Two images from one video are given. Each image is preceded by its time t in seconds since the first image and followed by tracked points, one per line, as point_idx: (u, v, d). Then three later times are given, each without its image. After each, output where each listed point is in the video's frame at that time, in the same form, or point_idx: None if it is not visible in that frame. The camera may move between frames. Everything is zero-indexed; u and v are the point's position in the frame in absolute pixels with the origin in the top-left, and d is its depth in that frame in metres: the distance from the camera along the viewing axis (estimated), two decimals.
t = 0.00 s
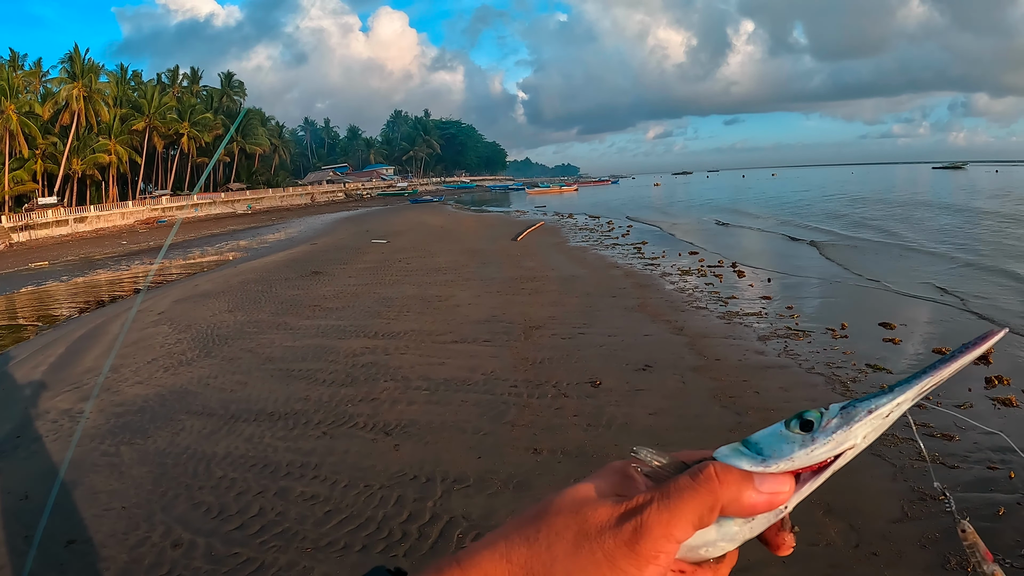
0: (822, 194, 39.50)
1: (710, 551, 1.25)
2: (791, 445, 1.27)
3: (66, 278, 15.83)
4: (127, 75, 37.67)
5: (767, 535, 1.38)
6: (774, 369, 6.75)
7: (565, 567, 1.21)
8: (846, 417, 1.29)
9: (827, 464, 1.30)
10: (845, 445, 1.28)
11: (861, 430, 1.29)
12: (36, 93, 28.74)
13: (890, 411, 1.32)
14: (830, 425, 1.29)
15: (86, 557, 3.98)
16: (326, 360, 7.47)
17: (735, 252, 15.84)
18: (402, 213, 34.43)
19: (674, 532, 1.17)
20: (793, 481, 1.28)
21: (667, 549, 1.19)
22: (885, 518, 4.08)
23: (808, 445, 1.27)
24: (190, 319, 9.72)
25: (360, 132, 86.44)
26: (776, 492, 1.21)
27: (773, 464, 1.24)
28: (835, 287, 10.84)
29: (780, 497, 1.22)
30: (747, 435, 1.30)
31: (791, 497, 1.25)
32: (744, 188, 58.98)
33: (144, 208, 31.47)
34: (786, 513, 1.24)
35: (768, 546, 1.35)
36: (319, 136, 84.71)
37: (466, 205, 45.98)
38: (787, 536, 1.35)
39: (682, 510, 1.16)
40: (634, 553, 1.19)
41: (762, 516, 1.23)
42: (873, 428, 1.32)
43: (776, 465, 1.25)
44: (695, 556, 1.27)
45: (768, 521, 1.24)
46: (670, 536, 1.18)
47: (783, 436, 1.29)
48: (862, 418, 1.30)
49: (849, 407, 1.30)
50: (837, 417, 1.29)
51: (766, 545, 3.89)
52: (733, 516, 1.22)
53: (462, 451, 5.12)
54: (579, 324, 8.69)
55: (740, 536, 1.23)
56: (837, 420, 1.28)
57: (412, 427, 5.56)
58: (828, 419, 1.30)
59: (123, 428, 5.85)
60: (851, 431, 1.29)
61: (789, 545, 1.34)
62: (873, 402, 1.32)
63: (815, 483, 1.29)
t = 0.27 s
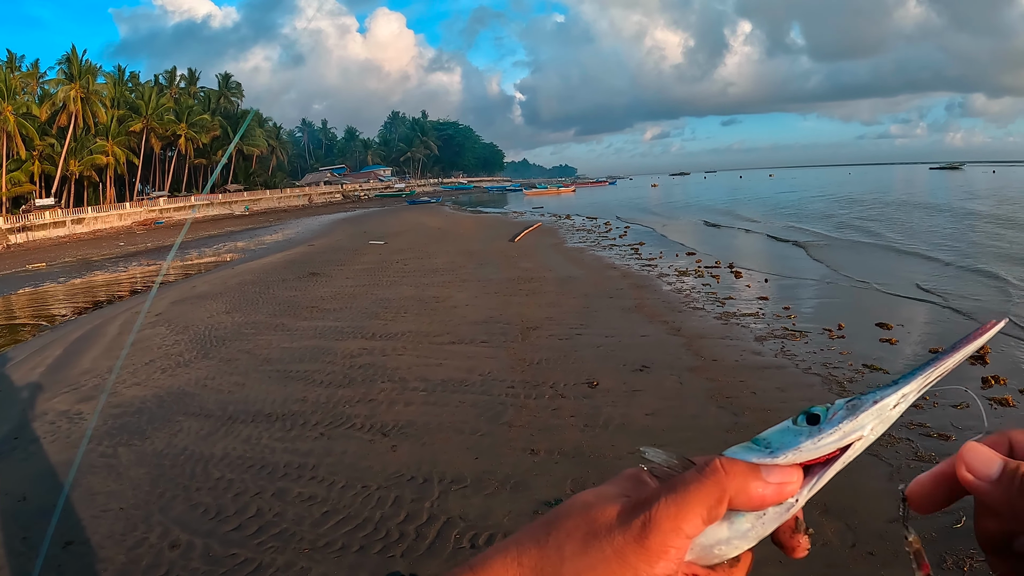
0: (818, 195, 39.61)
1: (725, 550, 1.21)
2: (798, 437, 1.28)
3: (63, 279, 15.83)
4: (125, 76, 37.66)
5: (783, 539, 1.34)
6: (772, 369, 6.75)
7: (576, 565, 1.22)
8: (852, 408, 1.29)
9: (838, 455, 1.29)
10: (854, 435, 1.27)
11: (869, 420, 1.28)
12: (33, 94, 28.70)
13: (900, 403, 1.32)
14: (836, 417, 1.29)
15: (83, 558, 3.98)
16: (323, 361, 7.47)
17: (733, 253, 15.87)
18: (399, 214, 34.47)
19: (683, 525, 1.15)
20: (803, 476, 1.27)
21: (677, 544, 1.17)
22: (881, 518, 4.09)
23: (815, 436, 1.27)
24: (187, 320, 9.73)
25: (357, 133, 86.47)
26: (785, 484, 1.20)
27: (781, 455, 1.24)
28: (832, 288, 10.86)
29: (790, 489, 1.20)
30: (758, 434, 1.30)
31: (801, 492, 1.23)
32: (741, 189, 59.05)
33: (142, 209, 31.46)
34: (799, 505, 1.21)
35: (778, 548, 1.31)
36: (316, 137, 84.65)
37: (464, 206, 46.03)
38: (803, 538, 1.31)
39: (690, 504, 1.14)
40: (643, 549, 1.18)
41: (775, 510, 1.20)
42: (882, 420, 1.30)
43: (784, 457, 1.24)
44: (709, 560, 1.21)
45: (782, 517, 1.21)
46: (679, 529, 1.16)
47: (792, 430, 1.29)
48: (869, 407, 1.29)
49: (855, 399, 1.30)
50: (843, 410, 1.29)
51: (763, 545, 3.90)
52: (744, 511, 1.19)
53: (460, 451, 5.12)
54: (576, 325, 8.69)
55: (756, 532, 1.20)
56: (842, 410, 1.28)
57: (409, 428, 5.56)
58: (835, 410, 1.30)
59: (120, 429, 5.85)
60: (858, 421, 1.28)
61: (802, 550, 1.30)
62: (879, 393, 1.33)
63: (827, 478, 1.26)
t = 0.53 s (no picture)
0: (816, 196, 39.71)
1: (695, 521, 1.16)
2: (757, 400, 1.27)
3: (61, 280, 15.83)
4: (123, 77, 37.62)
5: (764, 511, 1.24)
6: (770, 370, 6.76)
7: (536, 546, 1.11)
8: (806, 364, 1.29)
9: (801, 410, 1.26)
10: (813, 388, 1.25)
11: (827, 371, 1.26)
12: (31, 95, 28.64)
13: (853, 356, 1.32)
14: (792, 374, 1.29)
15: (82, 559, 3.98)
16: (321, 362, 7.48)
17: (731, 254, 15.87)
18: (397, 215, 34.50)
19: (645, 491, 1.06)
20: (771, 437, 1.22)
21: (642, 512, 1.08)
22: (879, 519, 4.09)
23: (774, 394, 1.26)
24: (186, 321, 9.73)
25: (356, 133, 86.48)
26: (745, 441, 1.16)
27: (741, 418, 1.26)
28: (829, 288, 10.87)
29: (753, 446, 1.17)
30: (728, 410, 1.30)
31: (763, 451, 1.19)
32: (738, 190, 59.10)
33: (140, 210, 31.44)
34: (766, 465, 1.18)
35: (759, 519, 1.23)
36: (314, 137, 84.51)
37: (462, 207, 46.06)
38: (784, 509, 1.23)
39: (650, 469, 1.06)
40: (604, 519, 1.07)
41: (739, 473, 1.16)
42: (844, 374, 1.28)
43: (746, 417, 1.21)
44: (686, 536, 1.18)
45: (750, 479, 1.16)
46: (641, 494, 1.07)
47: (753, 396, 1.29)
48: (823, 361, 1.29)
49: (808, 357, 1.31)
50: (797, 367, 1.30)
51: (761, 545, 3.90)
52: (710, 475, 1.12)
53: (458, 452, 5.12)
54: (574, 325, 8.70)
55: (726, 499, 1.14)
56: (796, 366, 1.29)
57: (408, 429, 5.56)
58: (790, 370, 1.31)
59: (119, 431, 5.85)
60: (816, 373, 1.26)
61: (784, 524, 1.20)
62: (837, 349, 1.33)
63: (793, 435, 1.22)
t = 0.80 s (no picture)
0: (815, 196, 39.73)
1: (657, 513, 1.16)
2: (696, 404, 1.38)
3: (59, 281, 15.81)
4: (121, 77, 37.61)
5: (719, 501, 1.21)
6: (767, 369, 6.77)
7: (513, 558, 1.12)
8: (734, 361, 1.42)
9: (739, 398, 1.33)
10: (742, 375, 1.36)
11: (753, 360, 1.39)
12: (29, 96, 28.57)
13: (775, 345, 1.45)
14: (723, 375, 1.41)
15: (82, 560, 3.98)
16: (320, 362, 7.47)
17: (729, 254, 15.89)
18: (394, 215, 34.46)
19: (599, 480, 1.14)
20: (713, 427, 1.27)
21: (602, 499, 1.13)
22: (877, 519, 4.09)
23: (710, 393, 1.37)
24: (185, 322, 9.73)
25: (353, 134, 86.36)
26: (686, 426, 1.21)
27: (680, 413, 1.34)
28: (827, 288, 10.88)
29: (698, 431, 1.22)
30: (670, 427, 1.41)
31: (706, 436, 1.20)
32: (736, 190, 59.15)
33: (138, 211, 31.43)
34: (711, 449, 1.18)
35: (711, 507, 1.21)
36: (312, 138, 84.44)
37: (461, 207, 46.04)
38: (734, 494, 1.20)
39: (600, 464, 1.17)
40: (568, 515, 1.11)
41: (686, 460, 1.18)
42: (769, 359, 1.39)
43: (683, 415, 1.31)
44: (651, 528, 1.16)
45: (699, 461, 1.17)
46: (597, 484, 1.14)
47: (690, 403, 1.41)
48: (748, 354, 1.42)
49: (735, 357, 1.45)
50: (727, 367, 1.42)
51: (759, 545, 3.90)
52: (662, 465, 1.18)
53: (456, 452, 5.12)
54: (572, 326, 8.71)
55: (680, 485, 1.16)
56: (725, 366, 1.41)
57: (406, 430, 5.56)
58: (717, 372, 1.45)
59: (117, 431, 5.84)
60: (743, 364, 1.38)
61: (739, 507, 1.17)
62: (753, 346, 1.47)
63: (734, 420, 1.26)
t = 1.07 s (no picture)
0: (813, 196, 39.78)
1: (660, 522, 1.18)
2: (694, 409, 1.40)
3: (57, 281, 15.80)
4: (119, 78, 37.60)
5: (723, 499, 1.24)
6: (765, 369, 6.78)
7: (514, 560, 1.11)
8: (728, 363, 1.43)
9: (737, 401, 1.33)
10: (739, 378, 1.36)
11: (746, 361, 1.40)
12: (28, 96, 28.53)
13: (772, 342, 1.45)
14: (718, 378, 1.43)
15: (80, 561, 3.97)
16: (318, 363, 7.47)
17: (727, 253, 15.91)
18: (393, 215, 34.46)
19: (598, 487, 1.15)
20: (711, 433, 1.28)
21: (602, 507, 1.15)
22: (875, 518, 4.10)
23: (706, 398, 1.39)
24: (183, 322, 9.72)
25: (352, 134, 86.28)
26: (686, 438, 1.22)
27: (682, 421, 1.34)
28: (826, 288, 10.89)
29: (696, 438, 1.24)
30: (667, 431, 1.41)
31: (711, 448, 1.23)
32: (734, 189, 59.21)
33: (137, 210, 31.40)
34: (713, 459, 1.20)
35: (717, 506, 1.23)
36: (310, 138, 84.47)
37: (460, 207, 46.04)
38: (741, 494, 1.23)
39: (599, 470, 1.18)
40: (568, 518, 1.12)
41: (688, 471, 1.20)
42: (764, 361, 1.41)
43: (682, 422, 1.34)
44: (656, 535, 1.18)
45: (703, 472, 1.20)
46: (596, 491, 1.15)
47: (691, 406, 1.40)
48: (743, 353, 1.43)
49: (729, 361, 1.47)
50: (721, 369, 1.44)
51: (758, 545, 3.91)
52: (662, 473, 1.21)
53: (454, 452, 5.12)
54: (571, 325, 8.72)
55: (686, 497, 1.18)
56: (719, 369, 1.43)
57: (405, 430, 5.56)
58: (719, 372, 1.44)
59: (116, 432, 5.84)
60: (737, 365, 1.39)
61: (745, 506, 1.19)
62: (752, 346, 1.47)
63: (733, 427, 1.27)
